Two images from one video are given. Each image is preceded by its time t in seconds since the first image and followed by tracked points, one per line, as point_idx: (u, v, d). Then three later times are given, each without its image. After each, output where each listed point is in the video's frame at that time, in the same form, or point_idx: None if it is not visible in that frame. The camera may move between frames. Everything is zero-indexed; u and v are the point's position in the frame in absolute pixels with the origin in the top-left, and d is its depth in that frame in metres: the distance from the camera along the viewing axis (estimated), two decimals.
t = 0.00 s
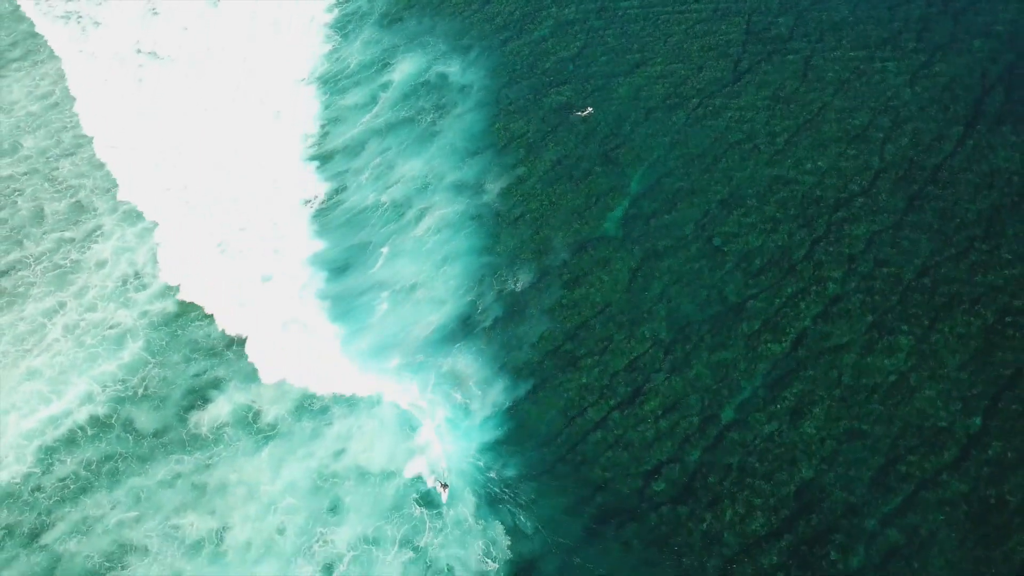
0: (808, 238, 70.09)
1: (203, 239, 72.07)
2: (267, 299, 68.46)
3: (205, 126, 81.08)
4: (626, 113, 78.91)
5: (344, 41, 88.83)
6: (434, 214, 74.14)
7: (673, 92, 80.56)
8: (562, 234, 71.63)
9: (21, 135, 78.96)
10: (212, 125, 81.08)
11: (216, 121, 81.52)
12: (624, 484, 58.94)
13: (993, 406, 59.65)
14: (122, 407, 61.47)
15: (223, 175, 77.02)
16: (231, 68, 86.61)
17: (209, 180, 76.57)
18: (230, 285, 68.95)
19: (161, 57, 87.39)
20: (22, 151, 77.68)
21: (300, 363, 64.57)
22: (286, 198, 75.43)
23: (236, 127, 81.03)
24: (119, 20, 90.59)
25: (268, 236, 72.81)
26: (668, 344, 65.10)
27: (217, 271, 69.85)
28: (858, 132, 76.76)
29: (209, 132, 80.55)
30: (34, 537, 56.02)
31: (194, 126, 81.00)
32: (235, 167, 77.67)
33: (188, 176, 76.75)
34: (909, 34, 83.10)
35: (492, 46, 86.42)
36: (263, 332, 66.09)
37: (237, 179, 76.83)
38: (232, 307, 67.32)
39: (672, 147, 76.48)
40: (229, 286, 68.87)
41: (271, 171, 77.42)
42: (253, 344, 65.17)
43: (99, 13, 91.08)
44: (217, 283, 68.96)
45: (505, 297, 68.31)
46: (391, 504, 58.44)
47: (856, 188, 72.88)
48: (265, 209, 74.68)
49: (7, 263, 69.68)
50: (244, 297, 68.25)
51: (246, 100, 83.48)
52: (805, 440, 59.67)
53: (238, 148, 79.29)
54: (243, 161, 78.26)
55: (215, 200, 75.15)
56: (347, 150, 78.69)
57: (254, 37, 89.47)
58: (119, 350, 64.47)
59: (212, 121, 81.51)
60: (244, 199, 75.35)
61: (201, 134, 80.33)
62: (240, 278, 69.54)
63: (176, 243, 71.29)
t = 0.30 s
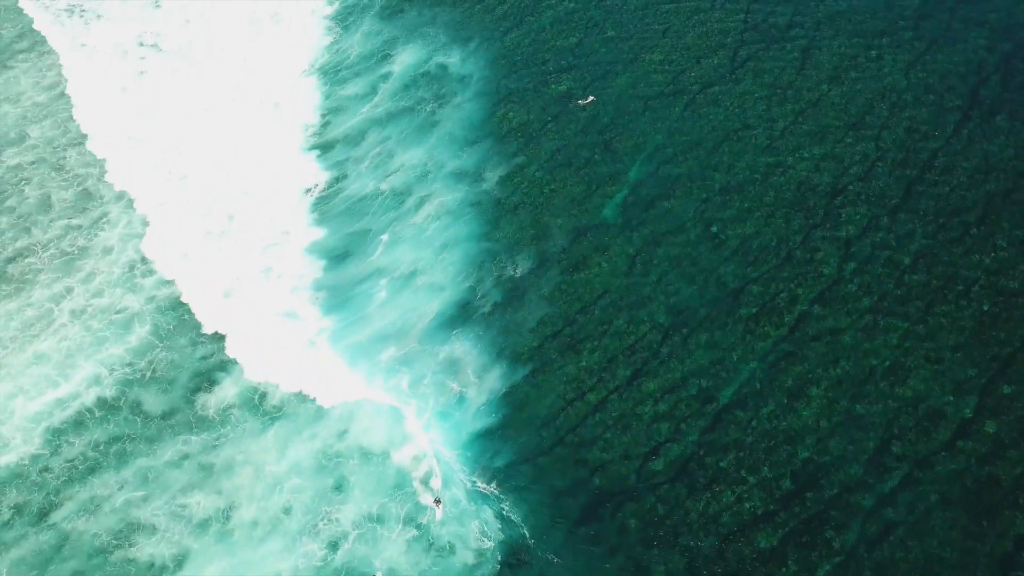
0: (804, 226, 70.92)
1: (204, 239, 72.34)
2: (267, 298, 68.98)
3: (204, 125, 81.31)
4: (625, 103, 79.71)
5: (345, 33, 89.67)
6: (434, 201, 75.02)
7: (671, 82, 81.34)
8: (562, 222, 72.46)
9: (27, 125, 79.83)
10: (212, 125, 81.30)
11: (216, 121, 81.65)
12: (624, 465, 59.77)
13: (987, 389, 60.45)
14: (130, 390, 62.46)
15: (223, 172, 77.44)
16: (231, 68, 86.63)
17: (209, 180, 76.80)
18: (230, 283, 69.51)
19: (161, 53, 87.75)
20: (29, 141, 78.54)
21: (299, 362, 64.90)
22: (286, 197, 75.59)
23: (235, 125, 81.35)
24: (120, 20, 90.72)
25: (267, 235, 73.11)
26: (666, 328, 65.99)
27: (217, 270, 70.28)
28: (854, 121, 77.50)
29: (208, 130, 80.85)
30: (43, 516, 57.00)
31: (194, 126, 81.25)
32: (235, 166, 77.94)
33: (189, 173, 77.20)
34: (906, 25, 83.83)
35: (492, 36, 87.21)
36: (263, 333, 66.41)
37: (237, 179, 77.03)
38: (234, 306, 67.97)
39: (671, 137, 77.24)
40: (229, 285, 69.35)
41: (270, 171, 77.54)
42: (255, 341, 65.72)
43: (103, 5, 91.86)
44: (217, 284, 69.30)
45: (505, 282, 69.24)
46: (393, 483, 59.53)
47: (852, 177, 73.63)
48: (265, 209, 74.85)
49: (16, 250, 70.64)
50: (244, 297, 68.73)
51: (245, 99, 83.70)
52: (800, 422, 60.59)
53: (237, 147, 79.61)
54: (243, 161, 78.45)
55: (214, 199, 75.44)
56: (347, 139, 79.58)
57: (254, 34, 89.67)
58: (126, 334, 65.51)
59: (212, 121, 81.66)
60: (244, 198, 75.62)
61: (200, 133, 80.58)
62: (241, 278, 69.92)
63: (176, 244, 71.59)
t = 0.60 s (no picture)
0: (801, 213, 71.76)
1: (204, 239, 72.68)
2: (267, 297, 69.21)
3: (204, 124, 81.46)
4: (625, 93, 80.56)
5: (345, 24, 90.61)
6: (434, 189, 75.98)
7: (670, 72, 82.17)
8: (561, 209, 73.36)
9: (34, 114, 80.90)
10: (211, 125, 81.39)
11: (215, 122, 81.72)
12: (622, 446, 60.69)
13: (980, 372, 61.29)
14: (138, 372, 63.66)
15: (223, 173, 77.64)
16: (231, 68, 86.73)
17: (210, 180, 77.06)
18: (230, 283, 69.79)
19: (162, 50, 88.14)
20: (36, 130, 79.63)
21: (300, 362, 65.29)
22: (286, 197, 75.78)
23: (235, 125, 81.40)
24: (121, 19, 91.08)
25: (266, 237, 73.25)
26: (664, 313, 66.89)
27: (217, 270, 70.63)
28: (851, 110, 78.23)
29: (208, 130, 80.98)
30: (52, 495, 58.16)
31: (194, 125, 81.40)
32: (235, 167, 78.10)
33: (189, 173, 77.43)
34: (903, 16, 84.62)
35: (492, 27, 88.07)
36: (263, 333, 66.77)
37: (237, 179, 77.29)
38: (234, 308, 68.11)
39: (670, 126, 78.04)
40: (228, 288, 69.47)
41: (270, 171, 77.75)
42: (255, 341, 66.09)
43: None
44: (218, 284, 69.64)
45: (504, 268, 70.21)
46: (394, 462, 60.63)
47: (848, 164, 74.38)
48: (265, 209, 75.09)
49: (24, 236, 71.79)
50: (244, 299, 68.94)
51: (244, 99, 83.76)
52: (796, 403, 61.45)
53: (236, 147, 79.72)
54: (243, 161, 78.66)
55: (214, 201, 75.56)
56: (348, 128, 80.57)
57: (253, 34, 89.71)
58: (133, 318, 66.70)
59: (212, 121, 81.74)
60: (243, 200, 75.73)
61: (200, 133, 80.67)
62: (241, 279, 70.17)
63: (177, 244, 71.95)
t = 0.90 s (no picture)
0: (798, 199, 72.63)
1: (205, 236, 73.26)
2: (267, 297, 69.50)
3: (204, 123, 81.58)
4: (624, 82, 81.40)
5: (346, 15, 91.48)
6: (434, 175, 76.95)
7: (668, 61, 83.01)
8: (561, 196, 74.25)
9: (41, 103, 81.95)
10: (210, 126, 81.32)
11: (214, 121, 81.71)
12: (621, 426, 61.67)
13: (974, 354, 62.19)
14: (146, 353, 64.81)
15: (222, 173, 77.81)
16: (231, 69, 86.72)
17: (209, 181, 77.23)
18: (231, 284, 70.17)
19: (163, 47, 88.53)
20: (43, 119, 80.68)
21: (299, 363, 65.75)
22: (286, 197, 75.94)
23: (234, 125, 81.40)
24: (122, 15, 91.49)
25: (265, 239, 73.37)
26: (663, 296, 67.80)
27: (218, 270, 70.99)
28: (848, 98, 78.98)
29: (207, 129, 81.05)
30: (61, 473, 59.27)
31: (193, 124, 81.50)
32: (234, 167, 78.29)
33: (189, 173, 77.60)
34: (899, 7, 85.42)
35: (492, 18, 88.93)
36: (263, 333, 67.26)
37: (238, 179, 77.48)
38: (233, 309, 68.53)
39: (668, 114, 78.86)
40: (228, 288, 69.83)
41: (270, 171, 77.89)
42: (255, 342, 66.61)
43: None
44: (218, 284, 69.97)
45: (504, 252, 71.21)
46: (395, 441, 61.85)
47: (844, 152, 75.23)
48: (265, 209, 75.31)
49: (32, 222, 72.83)
50: (244, 300, 69.27)
51: (244, 97, 83.87)
52: (793, 384, 62.40)
53: (235, 146, 79.83)
54: (243, 161, 78.78)
55: (214, 202, 75.72)
56: (348, 116, 81.53)
57: (252, 35, 89.61)
58: (140, 302, 67.85)
59: (211, 121, 81.74)
60: (243, 201, 75.90)
61: (200, 133, 80.76)
62: (242, 281, 70.51)
63: (177, 242, 72.37)
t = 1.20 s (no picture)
0: (795, 185, 73.57)
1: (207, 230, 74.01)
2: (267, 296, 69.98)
3: (203, 122, 81.69)
4: (623, 71, 82.27)
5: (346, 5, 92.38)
6: (433, 162, 77.99)
7: (667, 50, 83.88)
8: (561, 182, 75.22)
9: (49, 92, 83.09)
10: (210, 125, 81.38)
11: (214, 121, 81.71)
12: (620, 406, 62.68)
13: (967, 336, 63.16)
14: (153, 335, 66.13)
15: (221, 173, 77.94)
16: (231, 69, 86.48)
17: (210, 180, 77.45)
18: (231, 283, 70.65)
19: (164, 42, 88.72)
20: (50, 108, 81.79)
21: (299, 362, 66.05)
22: (286, 196, 76.07)
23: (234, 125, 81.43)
24: (125, 8, 91.86)
25: (265, 238, 73.69)
26: (661, 280, 68.77)
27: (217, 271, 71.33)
28: (845, 85, 79.83)
29: (207, 129, 81.11)
30: (70, 451, 60.44)
31: (193, 123, 81.71)
32: (234, 165, 78.54)
33: (189, 173, 77.83)
34: None
35: (493, 8, 89.83)
36: (262, 332, 67.65)
37: (237, 179, 77.63)
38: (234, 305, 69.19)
39: (667, 102, 79.74)
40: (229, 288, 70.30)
41: (270, 171, 77.94)
42: (255, 341, 66.97)
43: None
44: (218, 284, 70.38)
45: (503, 237, 72.25)
46: (396, 420, 63.07)
47: (841, 139, 76.12)
48: (265, 209, 75.52)
49: (39, 208, 73.91)
50: (244, 299, 69.63)
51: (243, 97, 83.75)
52: (789, 365, 63.37)
53: (235, 146, 79.99)
54: (243, 161, 78.88)
55: (215, 202, 75.98)
56: (348, 105, 82.56)
57: (251, 35, 89.01)
58: (148, 285, 69.10)
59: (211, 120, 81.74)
60: (243, 201, 76.17)
61: (199, 132, 80.92)
62: (242, 280, 70.94)
63: (179, 236, 73.13)
